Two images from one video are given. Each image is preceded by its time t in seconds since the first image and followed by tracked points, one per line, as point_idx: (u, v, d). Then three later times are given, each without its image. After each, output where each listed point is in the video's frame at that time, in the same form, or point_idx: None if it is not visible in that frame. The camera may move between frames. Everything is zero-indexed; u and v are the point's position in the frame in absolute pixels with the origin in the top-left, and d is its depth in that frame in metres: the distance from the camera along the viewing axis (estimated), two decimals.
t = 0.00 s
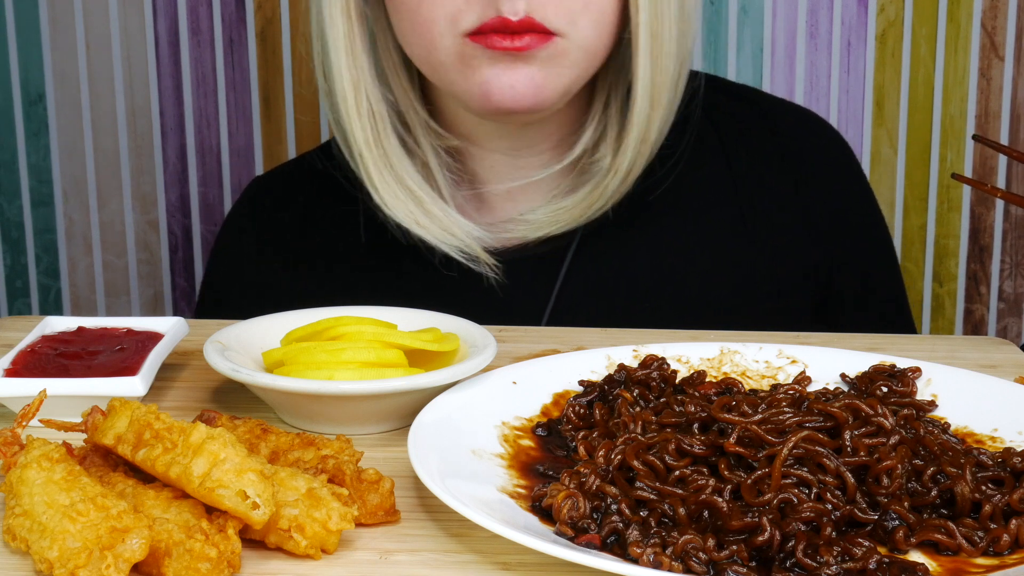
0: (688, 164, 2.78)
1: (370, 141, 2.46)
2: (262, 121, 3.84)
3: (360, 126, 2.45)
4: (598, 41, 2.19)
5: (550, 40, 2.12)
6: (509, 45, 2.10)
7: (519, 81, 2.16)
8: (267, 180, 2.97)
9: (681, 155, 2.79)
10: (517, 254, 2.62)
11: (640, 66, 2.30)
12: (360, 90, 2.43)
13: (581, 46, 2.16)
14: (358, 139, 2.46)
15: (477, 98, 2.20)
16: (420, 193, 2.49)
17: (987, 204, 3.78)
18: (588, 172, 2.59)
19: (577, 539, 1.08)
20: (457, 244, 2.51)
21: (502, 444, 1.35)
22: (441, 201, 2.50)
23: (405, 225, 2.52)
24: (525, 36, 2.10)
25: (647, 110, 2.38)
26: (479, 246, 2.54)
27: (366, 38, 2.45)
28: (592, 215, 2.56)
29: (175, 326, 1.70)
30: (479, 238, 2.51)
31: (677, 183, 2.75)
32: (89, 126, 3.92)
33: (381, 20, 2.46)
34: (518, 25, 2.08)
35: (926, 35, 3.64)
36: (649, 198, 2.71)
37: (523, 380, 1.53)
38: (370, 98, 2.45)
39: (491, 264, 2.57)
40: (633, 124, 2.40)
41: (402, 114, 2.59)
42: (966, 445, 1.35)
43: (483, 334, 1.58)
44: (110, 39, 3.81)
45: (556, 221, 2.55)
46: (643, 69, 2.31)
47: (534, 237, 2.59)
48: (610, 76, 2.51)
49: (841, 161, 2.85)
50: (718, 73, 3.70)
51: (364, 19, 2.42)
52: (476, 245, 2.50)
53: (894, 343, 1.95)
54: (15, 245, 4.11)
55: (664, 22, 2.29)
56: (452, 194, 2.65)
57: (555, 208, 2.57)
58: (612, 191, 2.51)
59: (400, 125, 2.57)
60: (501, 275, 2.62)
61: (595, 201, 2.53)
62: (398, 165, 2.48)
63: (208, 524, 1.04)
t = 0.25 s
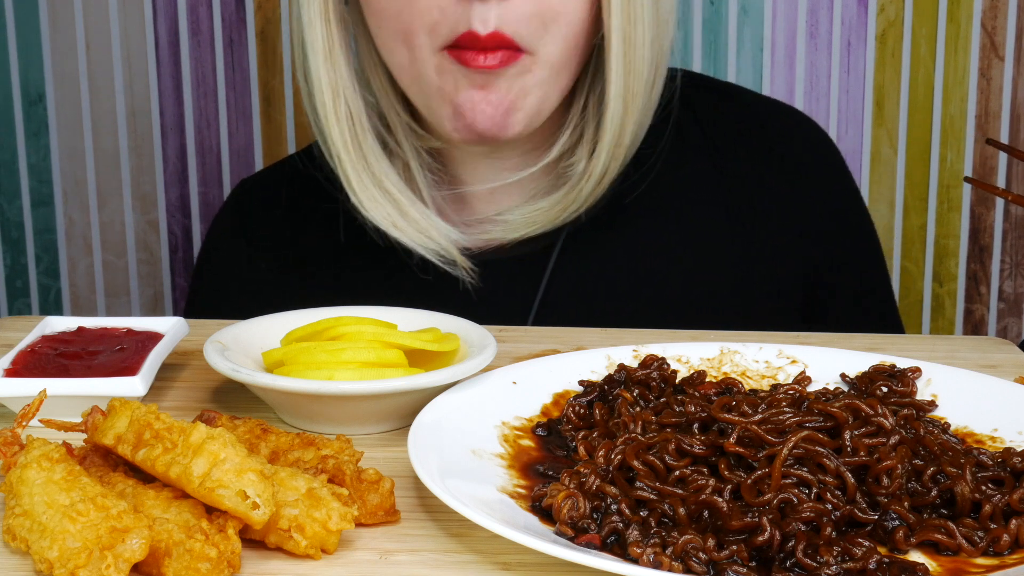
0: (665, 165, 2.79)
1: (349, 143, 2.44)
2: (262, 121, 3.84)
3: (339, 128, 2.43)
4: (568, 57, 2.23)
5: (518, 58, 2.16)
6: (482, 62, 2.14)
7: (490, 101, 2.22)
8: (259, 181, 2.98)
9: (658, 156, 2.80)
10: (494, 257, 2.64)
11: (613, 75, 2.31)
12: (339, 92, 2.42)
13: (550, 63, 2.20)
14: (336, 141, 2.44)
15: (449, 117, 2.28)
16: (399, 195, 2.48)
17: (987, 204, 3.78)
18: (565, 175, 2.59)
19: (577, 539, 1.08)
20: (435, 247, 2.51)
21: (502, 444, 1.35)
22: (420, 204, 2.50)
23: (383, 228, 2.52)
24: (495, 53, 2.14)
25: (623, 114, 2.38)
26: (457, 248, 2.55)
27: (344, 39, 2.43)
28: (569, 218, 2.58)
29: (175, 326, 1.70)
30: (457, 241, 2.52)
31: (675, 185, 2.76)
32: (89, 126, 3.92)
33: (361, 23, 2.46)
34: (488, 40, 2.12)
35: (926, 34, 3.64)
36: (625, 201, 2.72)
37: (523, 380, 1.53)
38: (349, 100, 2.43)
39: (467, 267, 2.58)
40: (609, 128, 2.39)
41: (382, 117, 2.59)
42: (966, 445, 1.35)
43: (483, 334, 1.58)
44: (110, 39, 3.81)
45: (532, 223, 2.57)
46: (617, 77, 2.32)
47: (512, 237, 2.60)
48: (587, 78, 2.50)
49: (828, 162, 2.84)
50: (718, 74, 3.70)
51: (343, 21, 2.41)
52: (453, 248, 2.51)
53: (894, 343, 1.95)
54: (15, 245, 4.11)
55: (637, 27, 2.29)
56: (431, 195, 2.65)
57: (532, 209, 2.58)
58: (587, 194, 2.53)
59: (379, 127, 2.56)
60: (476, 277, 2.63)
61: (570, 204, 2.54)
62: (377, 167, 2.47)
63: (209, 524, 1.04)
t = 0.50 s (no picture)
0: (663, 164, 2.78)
1: (329, 145, 2.47)
2: (262, 122, 3.84)
3: (319, 130, 2.47)
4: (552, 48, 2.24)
5: (501, 48, 2.17)
6: (460, 52, 2.16)
7: (473, 86, 2.21)
8: (251, 180, 2.98)
9: (641, 155, 2.78)
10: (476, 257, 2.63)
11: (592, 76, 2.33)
12: (319, 94, 2.46)
13: (531, 52, 2.20)
14: (316, 142, 2.47)
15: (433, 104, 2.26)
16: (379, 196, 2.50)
17: (987, 204, 3.80)
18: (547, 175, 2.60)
19: (577, 539, 1.08)
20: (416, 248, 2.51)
21: (502, 444, 1.35)
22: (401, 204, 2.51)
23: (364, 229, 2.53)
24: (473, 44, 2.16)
25: (603, 115, 2.39)
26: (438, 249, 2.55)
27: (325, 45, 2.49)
28: (554, 218, 2.56)
29: (175, 326, 1.70)
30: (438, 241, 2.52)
31: (674, 183, 2.75)
32: (90, 126, 3.92)
33: (343, 27, 2.52)
34: (465, 33, 2.14)
35: (926, 34, 3.64)
36: (617, 202, 2.71)
37: (523, 380, 1.53)
38: (329, 102, 2.47)
39: (449, 267, 2.57)
40: (590, 129, 2.41)
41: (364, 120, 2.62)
42: (967, 445, 1.35)
43: (483, 334, 1.58)
44: (110, 39, 3.81)
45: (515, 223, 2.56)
46: (596, 80, 2.33)
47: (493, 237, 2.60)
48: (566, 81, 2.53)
49: (811, 161, 2.85)
50: (718, 74, 3.70)
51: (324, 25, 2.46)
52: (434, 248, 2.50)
53: (894, 343, 1.95)
54: (15, 245, 4.12)
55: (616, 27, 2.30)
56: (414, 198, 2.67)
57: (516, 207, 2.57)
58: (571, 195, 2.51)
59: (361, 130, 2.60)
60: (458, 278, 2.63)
61: (555, 205, 2.53)
62: (358, 169, 2.50)
63: (209, 524, 1.04)
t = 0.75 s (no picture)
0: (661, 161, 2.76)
1: (319, 148, 2.49)
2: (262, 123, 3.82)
3: (309, 134, 2.48)
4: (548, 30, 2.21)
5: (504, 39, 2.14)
6: (465, 45, 2.11)
7: (476, 81, 2.20)
8: (248, 181, 2.98)
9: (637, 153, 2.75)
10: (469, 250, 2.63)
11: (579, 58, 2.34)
12: (308, 99, 2.47)
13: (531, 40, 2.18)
14: (307, 147, 2.49)
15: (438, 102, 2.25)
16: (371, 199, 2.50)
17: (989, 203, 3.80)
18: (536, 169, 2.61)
19: (577, 539, 1.08)
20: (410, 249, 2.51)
21: (502, 444, 1.35)
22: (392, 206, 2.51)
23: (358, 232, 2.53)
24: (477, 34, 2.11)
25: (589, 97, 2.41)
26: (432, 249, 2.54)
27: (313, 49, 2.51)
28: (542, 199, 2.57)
29: (175, 326, 1.70)
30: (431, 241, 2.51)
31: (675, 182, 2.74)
32: (90, 126, 3.92)
33: (330, 30, 2.54)
34: (468, 22, 2.09)
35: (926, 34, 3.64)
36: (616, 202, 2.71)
37: (523, 380, 1.53)
38: (319, 106, 2.49)
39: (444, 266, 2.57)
40: (576, 111, 2.43)
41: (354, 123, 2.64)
42: (967, 445, 1.35)
43: (483, 334, 1.58)
44: (110, 40, 3.81)
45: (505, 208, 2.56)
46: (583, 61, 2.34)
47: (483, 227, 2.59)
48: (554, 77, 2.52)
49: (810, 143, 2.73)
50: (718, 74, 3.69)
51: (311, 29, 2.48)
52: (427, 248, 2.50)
53: (894, 343, 1.95)
54: (15, 245, 4.12)
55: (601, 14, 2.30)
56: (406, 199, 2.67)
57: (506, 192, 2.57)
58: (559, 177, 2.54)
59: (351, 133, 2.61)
60: (453, 277, 2.63)
61: (545, 183, 2.54)
62: (349, 171, 2.50)
63: (209, 524, 1.04)
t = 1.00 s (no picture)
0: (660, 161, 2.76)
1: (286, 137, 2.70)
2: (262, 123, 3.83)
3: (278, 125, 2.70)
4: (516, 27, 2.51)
5: (468, 31, 2.45)
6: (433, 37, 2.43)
7: (441, 70, 2.52)
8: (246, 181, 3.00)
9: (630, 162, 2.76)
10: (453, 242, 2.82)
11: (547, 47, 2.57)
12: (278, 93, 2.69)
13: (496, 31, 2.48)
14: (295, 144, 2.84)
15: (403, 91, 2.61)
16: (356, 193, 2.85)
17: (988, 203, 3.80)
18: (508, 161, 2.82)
19: (577, 539, 1.08)
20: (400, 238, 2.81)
21: (502, 444, 1.35)
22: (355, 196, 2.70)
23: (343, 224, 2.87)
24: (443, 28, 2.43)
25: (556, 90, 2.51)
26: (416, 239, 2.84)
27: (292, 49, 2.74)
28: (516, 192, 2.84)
29: (175, 326, 1.71)
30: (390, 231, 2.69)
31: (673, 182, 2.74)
32: (89, 126, 3.92)
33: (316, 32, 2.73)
34: (434, 17, 2.39)
35: (926, 34, 3.64)
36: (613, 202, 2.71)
37: (523, 380, 1.53)
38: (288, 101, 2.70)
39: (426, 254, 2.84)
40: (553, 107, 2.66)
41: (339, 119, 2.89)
42: (967, 445, 1.35)
43: (483, 334, 1.58)
44: (110, 41, 3.80)
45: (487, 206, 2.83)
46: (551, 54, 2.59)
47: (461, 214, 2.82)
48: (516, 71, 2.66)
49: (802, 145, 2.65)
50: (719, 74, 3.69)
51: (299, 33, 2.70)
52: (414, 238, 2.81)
53: (894, 343, 1.95)
54: (15, 245, 4.12)
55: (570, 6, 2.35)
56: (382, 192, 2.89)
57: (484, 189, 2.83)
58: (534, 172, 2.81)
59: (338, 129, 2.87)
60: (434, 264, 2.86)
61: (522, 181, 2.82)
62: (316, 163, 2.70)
63: (209, 524, 1.04)
